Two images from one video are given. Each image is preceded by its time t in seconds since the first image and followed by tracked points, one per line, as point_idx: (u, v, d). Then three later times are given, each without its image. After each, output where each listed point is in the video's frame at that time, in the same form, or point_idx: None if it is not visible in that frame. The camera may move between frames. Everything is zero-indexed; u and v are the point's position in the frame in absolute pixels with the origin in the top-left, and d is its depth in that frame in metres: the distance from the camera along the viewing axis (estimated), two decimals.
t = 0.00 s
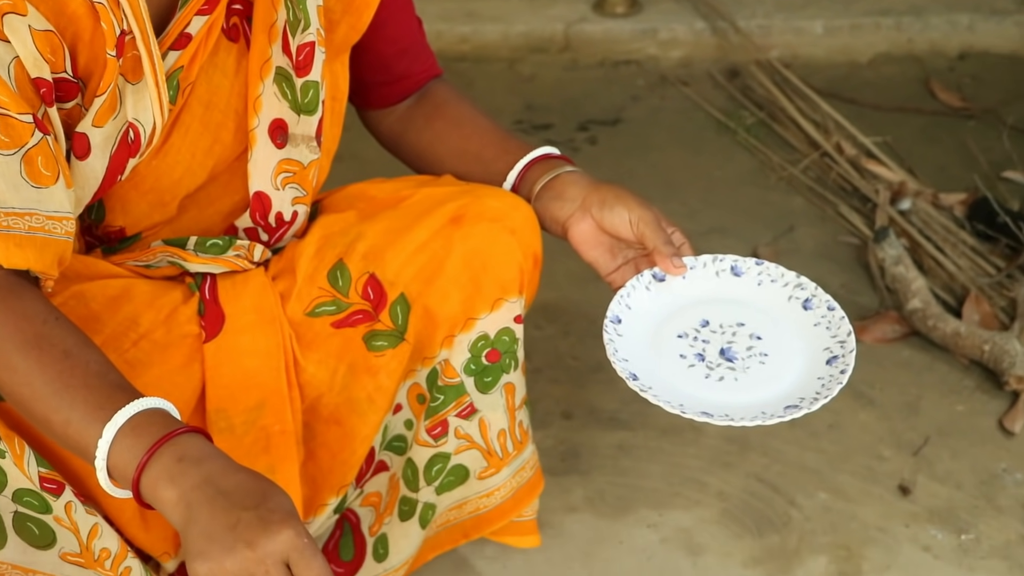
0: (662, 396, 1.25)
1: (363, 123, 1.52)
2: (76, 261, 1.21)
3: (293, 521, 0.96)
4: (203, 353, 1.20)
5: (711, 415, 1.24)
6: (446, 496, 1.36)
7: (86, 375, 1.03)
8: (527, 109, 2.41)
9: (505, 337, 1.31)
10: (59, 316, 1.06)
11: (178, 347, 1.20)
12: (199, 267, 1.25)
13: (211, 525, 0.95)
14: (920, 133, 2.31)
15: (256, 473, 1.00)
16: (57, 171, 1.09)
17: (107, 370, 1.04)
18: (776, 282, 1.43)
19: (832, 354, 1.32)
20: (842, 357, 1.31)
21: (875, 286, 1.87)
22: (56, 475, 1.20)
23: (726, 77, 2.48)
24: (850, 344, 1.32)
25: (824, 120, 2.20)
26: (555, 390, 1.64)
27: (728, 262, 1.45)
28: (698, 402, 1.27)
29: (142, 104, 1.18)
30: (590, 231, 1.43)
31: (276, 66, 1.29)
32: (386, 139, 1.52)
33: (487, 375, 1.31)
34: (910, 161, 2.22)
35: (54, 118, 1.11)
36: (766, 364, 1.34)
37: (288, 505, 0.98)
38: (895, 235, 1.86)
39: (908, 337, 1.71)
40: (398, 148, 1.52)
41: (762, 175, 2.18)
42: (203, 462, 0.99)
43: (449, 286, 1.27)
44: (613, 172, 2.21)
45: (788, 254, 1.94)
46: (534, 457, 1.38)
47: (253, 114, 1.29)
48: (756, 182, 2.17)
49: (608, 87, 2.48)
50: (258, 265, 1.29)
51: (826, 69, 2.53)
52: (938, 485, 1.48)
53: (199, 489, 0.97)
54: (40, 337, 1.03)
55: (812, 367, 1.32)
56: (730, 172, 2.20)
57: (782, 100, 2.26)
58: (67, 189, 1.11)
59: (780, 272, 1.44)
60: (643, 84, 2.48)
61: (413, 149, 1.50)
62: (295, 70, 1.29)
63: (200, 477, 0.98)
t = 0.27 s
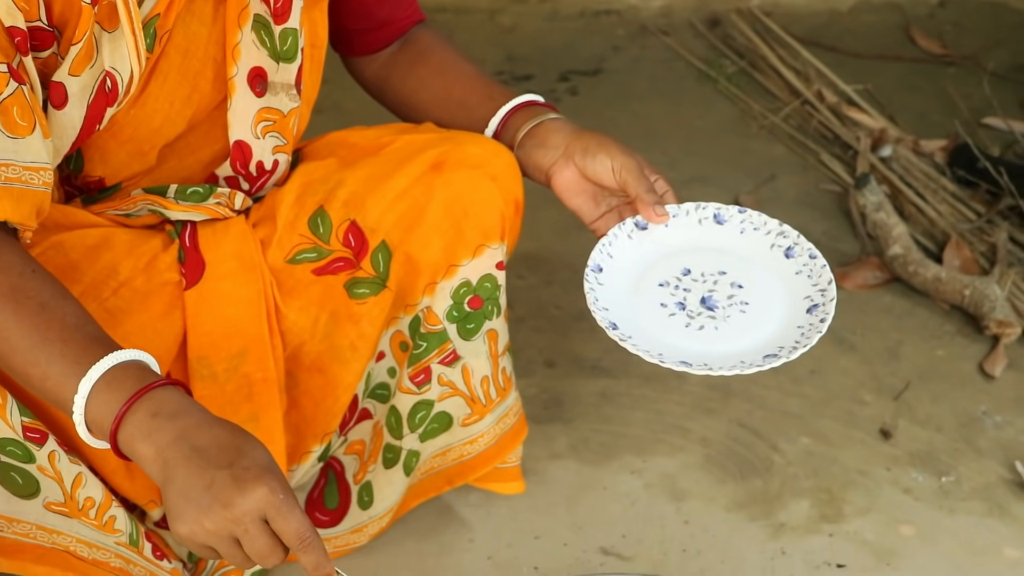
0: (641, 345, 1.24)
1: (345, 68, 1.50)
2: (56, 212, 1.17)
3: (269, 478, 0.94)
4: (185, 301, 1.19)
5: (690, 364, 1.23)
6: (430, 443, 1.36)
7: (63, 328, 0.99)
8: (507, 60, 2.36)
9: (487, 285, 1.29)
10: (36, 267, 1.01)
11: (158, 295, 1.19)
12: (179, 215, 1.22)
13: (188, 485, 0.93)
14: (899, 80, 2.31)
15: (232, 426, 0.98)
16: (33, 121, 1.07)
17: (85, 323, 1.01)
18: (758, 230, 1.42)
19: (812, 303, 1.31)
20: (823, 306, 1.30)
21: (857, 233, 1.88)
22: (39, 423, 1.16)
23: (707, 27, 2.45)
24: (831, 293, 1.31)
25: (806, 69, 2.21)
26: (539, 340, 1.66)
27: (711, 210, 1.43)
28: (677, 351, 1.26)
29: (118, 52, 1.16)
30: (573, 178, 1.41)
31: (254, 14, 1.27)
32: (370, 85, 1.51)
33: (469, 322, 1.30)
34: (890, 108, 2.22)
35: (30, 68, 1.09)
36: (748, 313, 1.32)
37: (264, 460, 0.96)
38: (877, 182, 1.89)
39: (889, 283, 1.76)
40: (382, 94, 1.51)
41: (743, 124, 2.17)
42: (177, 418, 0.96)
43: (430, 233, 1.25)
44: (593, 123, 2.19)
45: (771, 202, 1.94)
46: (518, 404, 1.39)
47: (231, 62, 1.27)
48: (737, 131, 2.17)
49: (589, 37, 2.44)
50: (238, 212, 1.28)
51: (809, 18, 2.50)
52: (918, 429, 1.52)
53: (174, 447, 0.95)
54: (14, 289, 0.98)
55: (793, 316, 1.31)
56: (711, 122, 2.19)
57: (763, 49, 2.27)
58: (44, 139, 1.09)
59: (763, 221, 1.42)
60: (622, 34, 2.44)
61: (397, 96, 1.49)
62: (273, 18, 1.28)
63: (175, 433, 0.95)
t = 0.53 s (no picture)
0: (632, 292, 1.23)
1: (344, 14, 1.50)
2: (50, 153, 1.15)
3: (258, 432, 0.93)
4: (176, 243, 1.18)
5: (681, 310, 1.22)
6: (423, 388, 1.36)
7: (53, 277, 0.97)
8: (500, 8, 2.34)
9: (480, 230, 1.28)
10: (28, 215, 0.99)
11: (149, 238, 1.18)
12: (171, 157, 1.21)
13: (179, 443, 0.93)
14: (894, 27, 2.30)
15: (221, 378, 0.96)
16: (23, 66, 1.04)
17: (75, 273, 0.99)
18: (754, 177, 1.38)
19: (806, 251, 1.29)
20: (816, 253, 1.28)
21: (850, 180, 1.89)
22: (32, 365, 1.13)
23: None
24: (825, 240, 1.29)
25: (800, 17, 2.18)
26: (531, 287, 1.66)
27: (706, 156, 1.39)
28: (670, 296, 1.25)
29: None
30: (569, 123, 1.40)
31: None
32: (369, 29, 1.50)
33: (462, 267, 1.30)
34: (885, 55, 2.21)
35: (18, 11, 1.06)
36: (740, 260, 1.30)
37: (253, 413, 0.94)
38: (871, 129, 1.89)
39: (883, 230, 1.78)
40: (380, 38, 1.50)
41: (737, 71, 2.17)
42: (165, 371, 0.95)
43: (423, 176, 1.23)
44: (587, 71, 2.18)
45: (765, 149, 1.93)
46: (511, 348, 1.39)
47: (222, 6, 1.23)
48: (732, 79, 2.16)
49: None
50: (230, 155, 1.26)
51: None
52: (910, 374, 1.53)
53: (163, 403, 0.94)
54: (5, 236, 0.96)
55: (786, 264, 1.29)
56: (705, 69, 2.18)
57: None
58: (34, 84, 1.07)
59: (759, 167, 1.38)
60: None
61: (395, 38, 1.47)
62: None
63: (163, 389, 0.94)
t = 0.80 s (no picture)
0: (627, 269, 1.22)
1: None
2: (41, 116, 1.15)
3: (247, 411, 0.92)
4: (165, 204, 1.17)
5: (674, 287, 1.20)
6: (414, 350, 1.37)
7: (44, 250, 0.96)
8: None
9: (471, 191, 1.28)
10: (19, 184, 0.98)
11: (138, 198, 1.18)
12: (159, 118, 1.20)
13: (172, 424, 0.93)
14: None
15: (210, 356, 0.95)
16: (12, 30, 1.03)
17: (67, 246, 0.98)
18: (754, 153, 1.36)
19: (802, 228, 1.28)
20: (814, 231, 1.26)
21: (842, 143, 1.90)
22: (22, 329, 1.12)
23: None
24: (823, 218, 1.27)
25: None
26: (522, 251, 1.66)
27: (706, 132, 1.36)
28: (666, 275, 1.23)
29: None
30: (569, 97, 1.37)
31: None
32: None
33: (454, 229, 1.29)
34: (877, 19, 2.20)
35: None
36: (737, 237, 1.28)
37: (243, 390, 0.93)
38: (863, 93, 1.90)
39: (874, 194, 1.79)
40: None
41: (729, 36, 2.17)
42: (154, 351, 0.94)
43: (414, 138, 1.23)
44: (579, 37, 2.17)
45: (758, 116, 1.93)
46: (502, 312, 1.40)
47: None
48: (723, 43, 2.16)
49: None
50: (220, 117, 1.25)
51: None
52: (901, 337, 1.54)
53: (153, 384, 0.94)
54: None
55: (782, 241, 1.27)
56: (697, 33, 2.18)
57: None
58: (24, 48, 1.05)
59: (759, 143, 1.36)
60: None
61: None
62: None
63: (152, 370, 0.94)
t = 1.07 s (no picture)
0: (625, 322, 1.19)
1: None
2: (23, 85, 1.13)
3: (233, 386, 0.92)
4: (145, 170, 1.17)
5: (670, 344, 1.18)
6: (399, 320, 1.37)
7: (30, 229, 0.95)
8: None
9: (455, 160, 1.27)
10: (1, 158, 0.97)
11: (117, 165, 1.17)
12: (140, 85, 1.17)
13: (161, 400, 0.94)
14: None
15: (194, 333, 0.94)
16: None
17: (52, 224, 0.97)
18: (767, 193, 1.29)
19: (807, 281, 1.23)
20: (817, 286, 1.22)
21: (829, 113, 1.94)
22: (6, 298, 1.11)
23: None
24: (829, 272, 1.22)
25: None
26: (509, 222, 1.67)
27: (723, 167, 1.30)
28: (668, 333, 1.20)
29: None
30: (585, 123, 1.30)
31: None
32: None
33: (438, 198, 1.29)
34: None
35: None
36: (740, 288, 1.24)
37: (228, 365, 0.93)
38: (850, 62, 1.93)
39: (861, 163, 1.82)
40: None
41: (716, 6, 2.21)
42: (140, 330, 0.94)
43: (398, 106, 1.22)
44: (568, 10, 2.19)
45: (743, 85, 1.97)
46: (487, 281, 1.39)
47: None
48: (710, 14, 2.20)
49: None
50: (202, 85, 1.24)
51: None
52: (886, 306, 1.56)
53: (140, 362, 0.93)
54: None
55: (785, 293, 1.23)
56: (683, 5, 2.22)
57: None
58: (5, 21, 1.04)
59: (774, 183, 1.29)
60: None
61: None
62: None
63: (138, 349, 0.93)
